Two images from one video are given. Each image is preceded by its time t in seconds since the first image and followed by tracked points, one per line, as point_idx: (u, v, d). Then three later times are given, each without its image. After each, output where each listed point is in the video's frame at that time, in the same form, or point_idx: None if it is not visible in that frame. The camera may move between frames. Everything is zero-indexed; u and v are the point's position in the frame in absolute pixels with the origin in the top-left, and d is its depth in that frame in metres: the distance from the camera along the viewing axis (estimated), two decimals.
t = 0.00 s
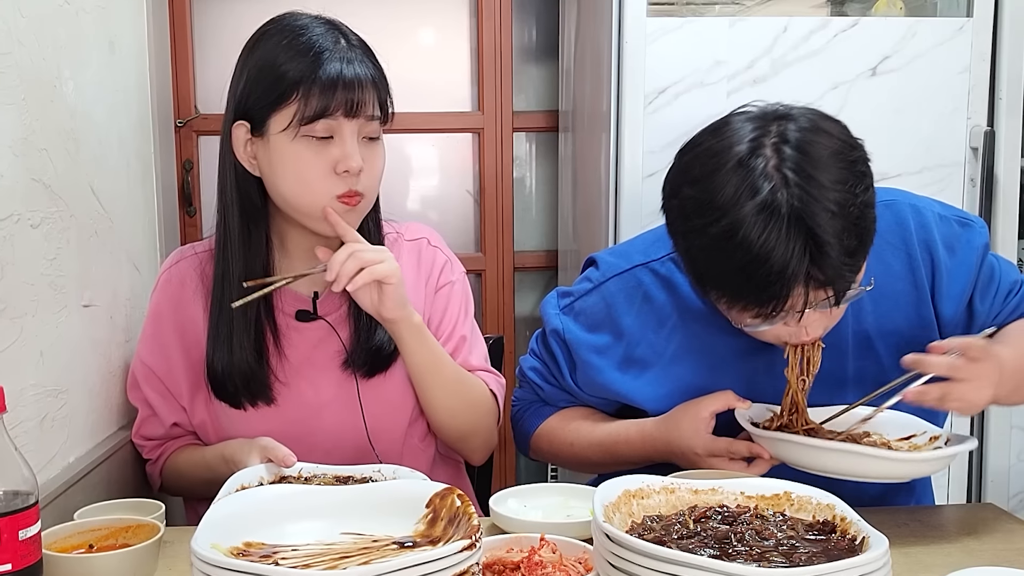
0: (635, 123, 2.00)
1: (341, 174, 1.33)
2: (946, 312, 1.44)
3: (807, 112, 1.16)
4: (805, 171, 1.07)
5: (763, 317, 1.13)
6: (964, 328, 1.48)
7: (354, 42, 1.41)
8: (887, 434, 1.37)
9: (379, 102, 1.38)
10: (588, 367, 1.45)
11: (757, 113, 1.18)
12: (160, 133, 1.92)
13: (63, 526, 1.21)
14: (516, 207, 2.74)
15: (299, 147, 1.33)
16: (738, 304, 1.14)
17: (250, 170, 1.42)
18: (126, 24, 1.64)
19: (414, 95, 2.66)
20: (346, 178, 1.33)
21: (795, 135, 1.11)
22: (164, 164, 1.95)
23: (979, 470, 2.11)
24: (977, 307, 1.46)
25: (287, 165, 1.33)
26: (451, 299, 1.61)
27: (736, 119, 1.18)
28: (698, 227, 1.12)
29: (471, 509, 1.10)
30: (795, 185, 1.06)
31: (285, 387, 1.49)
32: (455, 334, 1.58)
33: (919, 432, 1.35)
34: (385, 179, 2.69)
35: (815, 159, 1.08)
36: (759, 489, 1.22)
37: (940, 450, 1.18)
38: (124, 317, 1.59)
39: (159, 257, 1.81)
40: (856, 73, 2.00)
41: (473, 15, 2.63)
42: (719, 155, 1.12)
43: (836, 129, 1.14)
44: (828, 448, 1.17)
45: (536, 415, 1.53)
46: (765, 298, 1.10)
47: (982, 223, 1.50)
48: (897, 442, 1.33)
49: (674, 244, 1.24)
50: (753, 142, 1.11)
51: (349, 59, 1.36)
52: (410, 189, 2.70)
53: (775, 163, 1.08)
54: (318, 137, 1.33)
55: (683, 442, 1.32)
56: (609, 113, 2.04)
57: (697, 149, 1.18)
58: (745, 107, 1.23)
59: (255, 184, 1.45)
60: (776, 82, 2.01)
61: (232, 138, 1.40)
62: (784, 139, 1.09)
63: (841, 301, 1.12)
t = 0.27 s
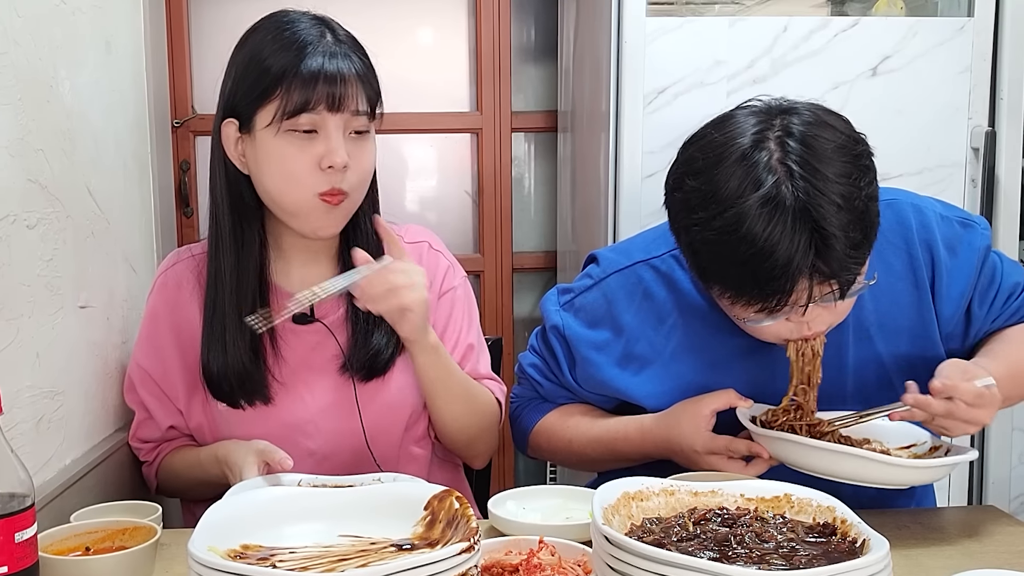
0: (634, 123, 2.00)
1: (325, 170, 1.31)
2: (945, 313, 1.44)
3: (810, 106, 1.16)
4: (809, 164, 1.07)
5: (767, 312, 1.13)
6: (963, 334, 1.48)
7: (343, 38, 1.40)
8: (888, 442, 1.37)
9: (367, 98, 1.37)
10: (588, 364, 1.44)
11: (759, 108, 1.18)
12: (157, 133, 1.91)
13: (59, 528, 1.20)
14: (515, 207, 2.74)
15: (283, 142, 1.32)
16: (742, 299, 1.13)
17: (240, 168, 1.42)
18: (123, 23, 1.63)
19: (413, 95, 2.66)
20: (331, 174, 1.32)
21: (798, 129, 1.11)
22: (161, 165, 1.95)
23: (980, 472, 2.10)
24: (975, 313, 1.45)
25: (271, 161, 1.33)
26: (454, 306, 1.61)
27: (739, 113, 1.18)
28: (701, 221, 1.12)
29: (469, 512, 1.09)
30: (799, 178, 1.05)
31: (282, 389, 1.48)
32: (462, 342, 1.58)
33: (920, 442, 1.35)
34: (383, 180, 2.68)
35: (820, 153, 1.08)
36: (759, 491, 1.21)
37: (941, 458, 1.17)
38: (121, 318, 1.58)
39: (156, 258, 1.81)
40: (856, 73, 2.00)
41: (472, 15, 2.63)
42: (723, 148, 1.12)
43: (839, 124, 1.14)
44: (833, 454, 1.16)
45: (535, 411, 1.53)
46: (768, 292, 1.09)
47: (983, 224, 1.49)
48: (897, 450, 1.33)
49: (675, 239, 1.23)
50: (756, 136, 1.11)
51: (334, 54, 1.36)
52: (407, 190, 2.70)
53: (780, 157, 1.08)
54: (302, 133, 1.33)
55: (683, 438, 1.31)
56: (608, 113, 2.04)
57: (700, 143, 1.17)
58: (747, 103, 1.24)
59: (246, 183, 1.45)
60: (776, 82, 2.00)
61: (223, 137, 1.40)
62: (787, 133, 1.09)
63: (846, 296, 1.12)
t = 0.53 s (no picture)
0: (634, 124, 1.99)
1: (319, 176, 1.32)
2: (950, 311, 1.43)
3: (804, 106, 1.15)
4: (805, 166, 1.06)
5: (770, 316, 1.12)
6: (964, 333, 1.47)
7: (336, 40, 1.39)
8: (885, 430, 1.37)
9: (360, 102, 1.36)
10: (588, 366, 1.43)
11: (752, 110, 1.17)
12: (154, 133, 1.91)
13: (56, 531, 1.19)
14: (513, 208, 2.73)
15: (275, 148, 1.32)
16: (744, 303, 1.13)
17: (234, 170, 1.42)
18: (120, 23, 1.63)
19: (411, 95, 2.65)
20: (325, 179, 1.32)
21: (793, 131, 1.09)
22: (157, 165, 1.94)
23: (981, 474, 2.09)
24: (978, 309, 1.45)
25: (264, 165, 1.33)
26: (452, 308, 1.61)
27: (732, 117, 1.17)
28: (700, 229, 1.11)
29: (467, 514, 1.08)
30: (795, 182, 1.05)
31: (277, 389, 1.48)
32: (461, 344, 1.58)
33: (918, 427, 1.34)
34: (381, 180, 2.68)
35: (815, 154, 1.07)
36: (759, 493, 1.20)
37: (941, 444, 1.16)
38: (117, 319, 1.57)
39: (152, 259, 1.80)
40: (857, 73, 1.99)
41: (470, 15, 2.62)
42: (717, 154, 1.11)
43: (833, 122, 1.13)
44: (832, 445, 1.16)
45: (534, 413, 1.52)
46: (771, 296, 1.08)
47: (983, 221, 1.49)
48: (896, 438, 1.32)
49: (675, 246, 1.22)
50: (751, 140, 1.10)
51: (327, 58, 1.34)
52: (405, 191, 2.69)
53: (775, 161, 1.07)
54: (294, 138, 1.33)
55: (683, 437, 1.30)
56: (607, 113, 2.03)
57: (694, 150, 1.16)
58: (741, 104, 1.22)
59: (241, 183, 1.44)
60: (776, 82, 1.99)
61: (217, 139, 1.40)
62: (781, 136, 1.08)
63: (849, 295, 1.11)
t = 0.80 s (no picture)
0: (633, 124, 1.99)
1: (308, 174, 1.31)
2: (949, 313, 1.43)
3: (796, 106, 1.15)
4: (795, 165, 1.05)
5: (763, 316, 1.11)
6: (961, 334, 1.47)
7: (328, 38, 1.38)
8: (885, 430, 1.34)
9: (349, 100, 1.35)
10: (586, 369, 1.42)
11: (744, 111, 1.17)
12: (150, 133, 1.90)
13: (52, 533, 1.18)
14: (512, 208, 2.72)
15: (264, 147, 1.32)
16: (737, 303, 1.12)
17: (229, 170, 1.41)
18: (116, 24, 1.62)
19: (409, 95, 2.65)
20: (315, 178, 1.31)
21: (783, 130, 1.09)
22: (154, 166, 1.93)
23: (982, 477, 2.08)
24: (976, 312, 1.45)
25: (253, 165, 1.33)
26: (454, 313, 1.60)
27: (725, 118, 1.17)
28: (691, 228, 1.11)
29: (466, 516, 1.08)
30: (784, 180, 1.04)
31: (275, 392, 1.47)
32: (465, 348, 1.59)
33: (917, 427, 1.33)
34: (379, 181, 2.67)
35: (805, 153, 1.06)
36: (759, 496, 1.20)
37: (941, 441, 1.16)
38: (114, 320, 1.57)
39: (149, 260, 1.79)
40: (857, 73, 1.99)
41: (469, 14, 2.61)
42: (708, 154, 1.11)
43: (825, 121, 1.13)
44: (831, 443, 1.16)
45: (533, 417, 1.52)
46: (763, 296, 1.08)
47: (980, 223, 1.49)
48: (895, 436, 1.31)
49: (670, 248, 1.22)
50: (741, 139, 1.10)
51: (316, 56, 1.34)
52: (403, 192, 2.69)
53: (765, 159, 1.07)
54: (283, 136, 1.32)
55: (682, 441, 1.30)
56: (606, 114, 2.03)
57: (685, 151, 1.16)
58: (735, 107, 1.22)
59: (236, 185, 1.44)
60: (776, 82, 1.99)
61: (211, 139, 1.40)
62: (771, 134, 1.08)
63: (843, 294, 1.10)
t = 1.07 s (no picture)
0: (632, 125, 1.98)
1: (295, 170, 1.30)
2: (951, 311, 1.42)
3: (775, 100, 1.15)
4: (766, 153, 1.05)
5: (756, 307, 1.10)
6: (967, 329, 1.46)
7: (319, 36, 1.38)
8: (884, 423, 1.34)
9: (336, 95, 1.35)
10: (586, 373, 1.42)
11: (723, 109, 1.17)
12: (147, 133, 1.89)
13: (48, 535, 1.18)
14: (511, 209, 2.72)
15: (250, 142, 1.31)
16: (728, 298, 1.11)
17: (223, 168, 1.40)
18: (113, 23, 1.61)
19: (408, 96, 2.64)
20: (302, 174, 1.31)
21: (755, 121, 1.09)
22: (151, 166, 1.93)
23: (983, 478, 2.07)
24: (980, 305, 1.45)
25: (240, 161, 1.32)
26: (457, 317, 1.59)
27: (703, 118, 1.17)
28: (669, 224, 1.11)
29: (464, 518, 1.07)
30: (754, 168, 1.04)
31: (274, 394, 1.47)
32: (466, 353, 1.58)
33: (916, 419, 1.32)
34: (377, 182, 2.66)
35: (778, 140, 1.06)
36: (759, 498, 1.19)
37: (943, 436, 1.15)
38: (111, 321, 1.56)
39: (146, 260, 1.79)
40: (858, 73, 1.98)
41: (467, 14, 2.61)
42: (681, 152, 1.12)
43: (801, 109, 1.12)
44: (833, 441, 1.15)
45: (531, 420, 1.51)
46: (748, 285, 1.06)
47: (982, 220, 1.48)
48: (895, 430, 1.30)
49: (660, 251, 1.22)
50: (714, 135, 1.11)
51: (304, 52, 1.34)
52: (401, 192, 2.68)
53: (735, 151, 1.07)
54: (270, 132, 1.32)
55: (682, 441, 1.29)
56: (606, 114, 2.02)
57: (664, 154, 1.17)
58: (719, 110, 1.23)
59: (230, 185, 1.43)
60: (776, 82, 1.98)
61: (204, 138, 1.39)
62: (743, 127, 1.08)
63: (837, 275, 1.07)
